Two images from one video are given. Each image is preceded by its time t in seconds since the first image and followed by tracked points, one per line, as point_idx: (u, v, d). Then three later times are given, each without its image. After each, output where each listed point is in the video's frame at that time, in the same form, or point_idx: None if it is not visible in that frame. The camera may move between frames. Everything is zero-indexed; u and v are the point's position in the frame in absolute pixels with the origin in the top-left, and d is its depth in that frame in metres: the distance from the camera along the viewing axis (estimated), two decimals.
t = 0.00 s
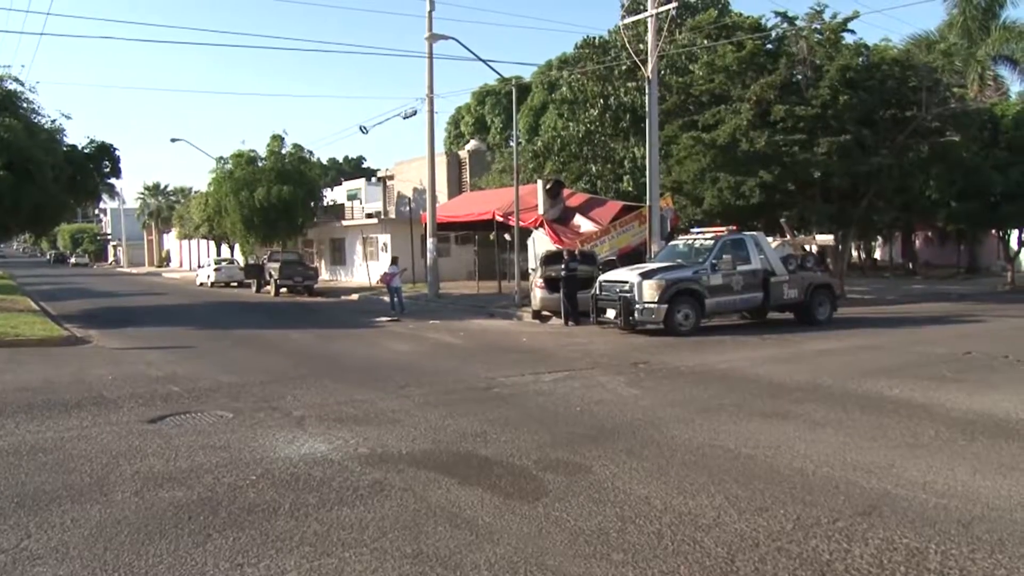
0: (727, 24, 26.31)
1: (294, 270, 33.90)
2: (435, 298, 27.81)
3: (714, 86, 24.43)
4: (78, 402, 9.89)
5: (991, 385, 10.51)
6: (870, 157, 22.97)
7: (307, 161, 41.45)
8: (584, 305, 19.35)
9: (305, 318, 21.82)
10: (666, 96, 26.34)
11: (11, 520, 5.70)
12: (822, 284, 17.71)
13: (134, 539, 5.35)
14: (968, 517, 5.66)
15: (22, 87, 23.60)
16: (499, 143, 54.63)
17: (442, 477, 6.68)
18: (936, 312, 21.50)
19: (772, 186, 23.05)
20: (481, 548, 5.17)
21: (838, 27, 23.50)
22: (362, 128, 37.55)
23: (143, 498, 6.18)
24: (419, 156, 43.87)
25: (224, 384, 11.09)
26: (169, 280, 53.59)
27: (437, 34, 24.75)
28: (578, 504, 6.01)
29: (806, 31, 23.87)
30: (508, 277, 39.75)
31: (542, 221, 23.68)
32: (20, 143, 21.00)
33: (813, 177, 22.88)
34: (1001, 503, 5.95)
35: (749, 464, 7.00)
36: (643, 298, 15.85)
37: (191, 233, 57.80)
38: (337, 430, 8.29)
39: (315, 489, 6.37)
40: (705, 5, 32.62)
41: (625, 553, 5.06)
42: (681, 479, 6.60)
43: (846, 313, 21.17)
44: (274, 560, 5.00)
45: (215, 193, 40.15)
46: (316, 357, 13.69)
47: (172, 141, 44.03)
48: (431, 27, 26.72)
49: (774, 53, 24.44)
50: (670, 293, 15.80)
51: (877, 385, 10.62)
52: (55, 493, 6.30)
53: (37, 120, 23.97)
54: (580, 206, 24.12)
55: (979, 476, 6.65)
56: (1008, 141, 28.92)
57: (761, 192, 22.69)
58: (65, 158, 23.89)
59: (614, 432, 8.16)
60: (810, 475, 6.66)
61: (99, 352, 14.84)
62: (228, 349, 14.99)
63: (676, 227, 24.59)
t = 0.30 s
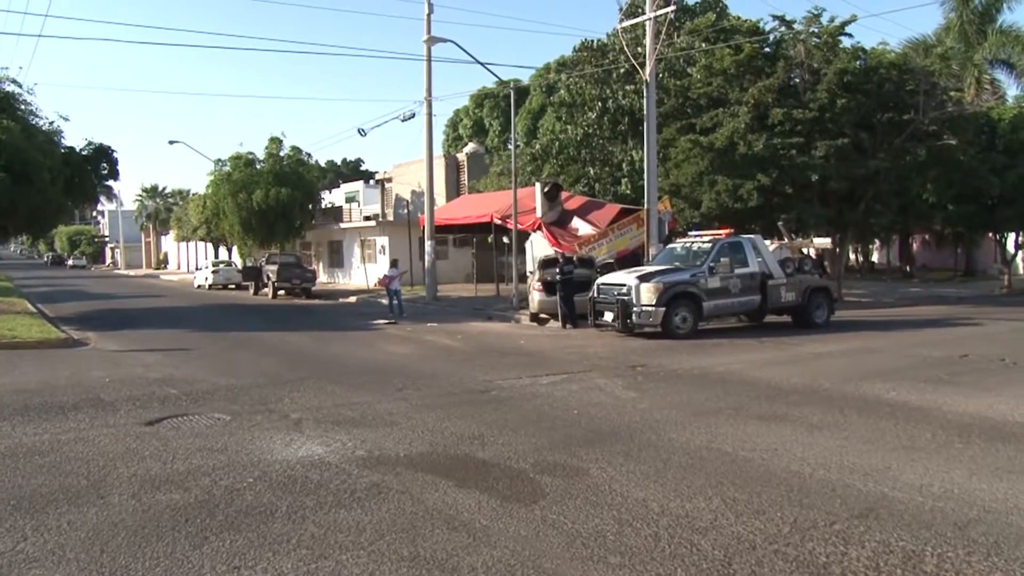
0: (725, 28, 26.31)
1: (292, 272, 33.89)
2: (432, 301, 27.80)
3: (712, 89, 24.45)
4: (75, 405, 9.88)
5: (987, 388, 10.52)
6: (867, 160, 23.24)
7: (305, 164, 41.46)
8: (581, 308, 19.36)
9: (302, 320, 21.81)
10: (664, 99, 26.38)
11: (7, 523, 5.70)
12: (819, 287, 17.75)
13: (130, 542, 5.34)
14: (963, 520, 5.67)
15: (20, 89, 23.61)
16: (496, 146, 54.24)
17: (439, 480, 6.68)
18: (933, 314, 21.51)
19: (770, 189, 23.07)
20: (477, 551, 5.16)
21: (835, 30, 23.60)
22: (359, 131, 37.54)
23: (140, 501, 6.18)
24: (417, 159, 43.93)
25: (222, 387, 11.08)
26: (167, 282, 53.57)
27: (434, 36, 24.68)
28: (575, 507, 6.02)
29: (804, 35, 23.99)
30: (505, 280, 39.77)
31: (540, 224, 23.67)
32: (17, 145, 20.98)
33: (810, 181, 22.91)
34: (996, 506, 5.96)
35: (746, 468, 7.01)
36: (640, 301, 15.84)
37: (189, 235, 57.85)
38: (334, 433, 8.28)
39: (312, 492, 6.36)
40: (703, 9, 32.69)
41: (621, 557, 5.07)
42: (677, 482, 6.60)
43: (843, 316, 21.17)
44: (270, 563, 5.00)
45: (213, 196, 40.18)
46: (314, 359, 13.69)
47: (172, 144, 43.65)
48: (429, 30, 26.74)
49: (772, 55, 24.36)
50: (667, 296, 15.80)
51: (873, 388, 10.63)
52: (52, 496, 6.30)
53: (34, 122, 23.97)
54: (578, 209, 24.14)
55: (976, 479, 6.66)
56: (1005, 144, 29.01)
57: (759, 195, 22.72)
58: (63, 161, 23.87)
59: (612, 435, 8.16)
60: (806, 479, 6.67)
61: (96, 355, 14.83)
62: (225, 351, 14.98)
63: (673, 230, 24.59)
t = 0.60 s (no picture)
0: (720, 31, 26.36)
1: (287, 275, 33.84)
2: (428, 303, 27.78)
3: (707, 92, 24.51)
4: (70, 406, 9.87)
5: (981, 391, 10.56)
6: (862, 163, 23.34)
7: (300, 165, 41.43)
8: (576, 311, 19.36)
9: (298, 322, 21.76)
10: (659, 102, 26.44)
11: (2, 525, 5.69)
12: (814, 290, 17.80)
13: (125, 544, 5.34)
14: (957, 522, 5.70)
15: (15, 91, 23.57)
16: (491, 148, 54.22)
17: (434, 482, 6.68)
18: (927, 317, 21.56)
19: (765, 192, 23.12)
20: (472, 553, 5.17)
21: (830, 33, 23.71)
22: (356, 134, 37.50)
23: (134, 503, 6.17)
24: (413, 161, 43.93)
25: (218, 389, 11.07)
26: (161, 284, 53.49)
27: (430, 39, 24.68)
28: (570, 509, 6.03)
29: (799, 38, 24.09)
30: (500, 283, 39.81)
31: (535, 226, 23.66)
32: (12, 147, 20.92)
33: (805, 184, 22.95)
34: (991, 509, 5.98)
35: (741, 470, 7.02)
36: (635, 304, 15.84)
37: (183, 237, 57.76)
38: (329, 435, 8.29)
39: (307, 494, 6.36)
40: (697, 13, 32.77)
41: (616, 559, 5.08)
42: (672, 484, 6.62)
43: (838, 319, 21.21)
44: (265, 565, 5.00)
45: (208, 198, 40.15)
46: (309, 362, 13.67)
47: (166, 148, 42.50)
48: (425, 33, 26.77)
49: (767, 58, 24.40)
50: (663, 299, 15.83)
51: (868, 391, 10.67)
52: (46, 498, 6.29)
53: (29, 124, 23.92)
54: (573, 212, 24.16)
55: (969, 481, 6.68)
56: (999, 148, 29.14)
57: (754, 198, 22.76)
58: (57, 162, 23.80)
59: (607, 438, 8.16)
60: (800, 481, 6.69)
61: (91, 356, 14.81)
62: (220, 353, 14.95)
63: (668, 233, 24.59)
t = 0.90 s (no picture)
0: (718, 31, 26.37)
1: (284, 274, 33.81)
2: (424, 303, 27.76)
3: (704, 93, 24.54)
4: (66, 406, 9.86)
5: (977, 392, 10.59)
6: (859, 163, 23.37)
7: (297, 165, 41.43)
8: (572, 311, 19.37)
9: (295, 322, 21.74)
10: (656, 102, 26.46)
11: None
12: (811, 291, 17.83)
13: (122, 543, 5.34)
14: (954, 522, 5.71)
15: (12, 90, 23.55)
16: (488, 148, 54.31)
17: (431, 482, 6.69)
18: (923, 318, 21.59)
19: (761, 193, 23.15)
20: (468, 553, 5.18)
21: (827, 34, 23.72)
22: (352, 135, 37.67)
23: (131, 502, 6.17)
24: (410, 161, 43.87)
25: (214, 388, 11.07)
26: (157, 283, 53.39)
27: (427, 38, 24.67)
28: (567, 509, 6.04)
29: (796, 39, 24.11)
30: (497, 283, 39.86)
31: (532, 226, 23.65)
32: (9, 145, 20.86)
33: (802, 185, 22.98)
34: (987, 509, 6.01)
35: (737, 471, 7.03)
36: (632, 304, 15.85)
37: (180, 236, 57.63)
38: (326, 435, 8.29)
39: (304, 494, 6.37)
40: (694, 13, 32.84)
41: (613, 559, 5.09)
42: (669, 484, 6.63)
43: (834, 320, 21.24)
44: (262, 564, 5.01)
45: (205, 198, 40.08)
46: (306, 362, 13.66)
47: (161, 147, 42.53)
48: (422, 33, 26.77)
49: (764, 59, 24.43)
50: (659, 299, 15.84)
51: (864, 391, 10.70)
52: (43, 497, 6.28)
53: (26, 123, 23.87)
54: (570, 213, 24.17)
55: (965, 482, 6.70)
56: (995, 149, 29.20)
57: (751, 199, 22.77)
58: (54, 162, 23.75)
59: (603, 438, 8.18)
60: (796, 481, 6.71)
61: (87, 356, 14.80)
62: (217, 353, 14.95)
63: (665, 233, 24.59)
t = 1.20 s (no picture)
0: (715, 31, 26.35)
1: (282, 274, 33.80)
2: (423, 304, 27.78)
3: (702, 93, 24.56)
4: (64, 406, 9.86)
5: (974, 391, 10.61)
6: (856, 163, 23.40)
7: (295, 165, 41.40)
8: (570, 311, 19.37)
9: (292, 322, 21.74)
10: (654, 102, 26.44)
11: None
12: (809, 290, 17.84)
13: (120, 543, 5.35)
14: (951, 522, 5.73)
15: (10, 90, 23.57)
16: (487, 148, 54.39)
17: (429, 482, 6.70)
18: (920, 318, 21.61)
19: (759, 193, 23.18)
20: (467, 553, 5.18)
21: (825, 34, 23.71)
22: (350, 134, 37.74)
23: (129, 502, 6.17)
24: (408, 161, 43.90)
25: (212, 389, 11.07)
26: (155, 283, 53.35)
27: (424, 38, 24.66)
28: (565, 508, 6.05)
29: (794, 38, 24.10)
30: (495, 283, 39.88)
31: (530, 226, 23.66)
32: (8, 146, 20.87)
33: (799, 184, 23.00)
34: (985, 508, 6.02)
35: (735, 470, 7.04)
36: (630, 304, 15.86)
37: (178, 236, 57.51)
38: (324, 435, 8.30)
39: (302, 494, 6.37)
40: (692, 13, 32.85)
41: (610, 558, 5.09)
42: (667, 484, 6.63)
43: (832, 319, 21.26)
44: (260, 564, 5.01)
45: (203, 198, 40.05)
46: (304, 362, 13.66)
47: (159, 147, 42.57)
48: (419, 33, 26.75)
49: (761, 59, 24.43)
50: (657, 299, 15.85)
51: (861, 391, 10.71)
52: (41, 497, 6.29)
53: (23, 123, 23.84)
54: (568, 213, 24.17)
55: (962, 481, 6.71)
56: (993, 149, 29.23)
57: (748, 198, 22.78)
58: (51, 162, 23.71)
59: (601, 437, 8.19)
60: (794, 481, 6.72)
61: (85, 356, 14.80)
62: (215, 353, 14.95)
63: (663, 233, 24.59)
